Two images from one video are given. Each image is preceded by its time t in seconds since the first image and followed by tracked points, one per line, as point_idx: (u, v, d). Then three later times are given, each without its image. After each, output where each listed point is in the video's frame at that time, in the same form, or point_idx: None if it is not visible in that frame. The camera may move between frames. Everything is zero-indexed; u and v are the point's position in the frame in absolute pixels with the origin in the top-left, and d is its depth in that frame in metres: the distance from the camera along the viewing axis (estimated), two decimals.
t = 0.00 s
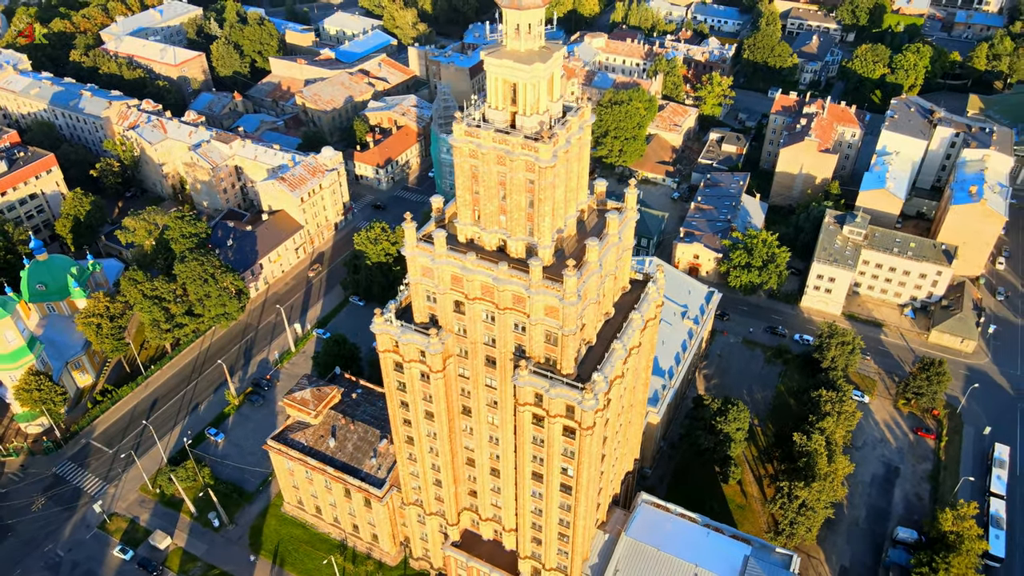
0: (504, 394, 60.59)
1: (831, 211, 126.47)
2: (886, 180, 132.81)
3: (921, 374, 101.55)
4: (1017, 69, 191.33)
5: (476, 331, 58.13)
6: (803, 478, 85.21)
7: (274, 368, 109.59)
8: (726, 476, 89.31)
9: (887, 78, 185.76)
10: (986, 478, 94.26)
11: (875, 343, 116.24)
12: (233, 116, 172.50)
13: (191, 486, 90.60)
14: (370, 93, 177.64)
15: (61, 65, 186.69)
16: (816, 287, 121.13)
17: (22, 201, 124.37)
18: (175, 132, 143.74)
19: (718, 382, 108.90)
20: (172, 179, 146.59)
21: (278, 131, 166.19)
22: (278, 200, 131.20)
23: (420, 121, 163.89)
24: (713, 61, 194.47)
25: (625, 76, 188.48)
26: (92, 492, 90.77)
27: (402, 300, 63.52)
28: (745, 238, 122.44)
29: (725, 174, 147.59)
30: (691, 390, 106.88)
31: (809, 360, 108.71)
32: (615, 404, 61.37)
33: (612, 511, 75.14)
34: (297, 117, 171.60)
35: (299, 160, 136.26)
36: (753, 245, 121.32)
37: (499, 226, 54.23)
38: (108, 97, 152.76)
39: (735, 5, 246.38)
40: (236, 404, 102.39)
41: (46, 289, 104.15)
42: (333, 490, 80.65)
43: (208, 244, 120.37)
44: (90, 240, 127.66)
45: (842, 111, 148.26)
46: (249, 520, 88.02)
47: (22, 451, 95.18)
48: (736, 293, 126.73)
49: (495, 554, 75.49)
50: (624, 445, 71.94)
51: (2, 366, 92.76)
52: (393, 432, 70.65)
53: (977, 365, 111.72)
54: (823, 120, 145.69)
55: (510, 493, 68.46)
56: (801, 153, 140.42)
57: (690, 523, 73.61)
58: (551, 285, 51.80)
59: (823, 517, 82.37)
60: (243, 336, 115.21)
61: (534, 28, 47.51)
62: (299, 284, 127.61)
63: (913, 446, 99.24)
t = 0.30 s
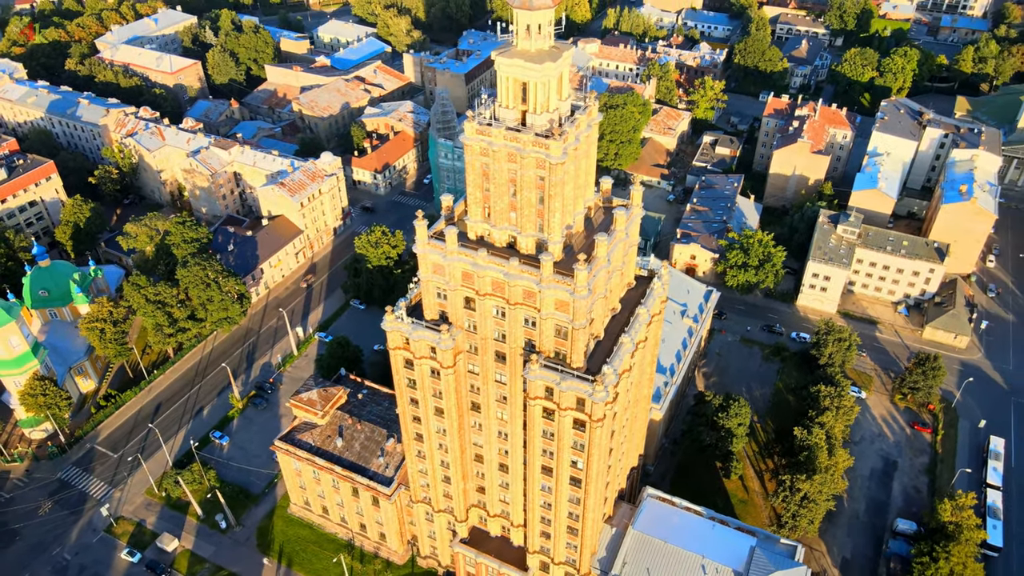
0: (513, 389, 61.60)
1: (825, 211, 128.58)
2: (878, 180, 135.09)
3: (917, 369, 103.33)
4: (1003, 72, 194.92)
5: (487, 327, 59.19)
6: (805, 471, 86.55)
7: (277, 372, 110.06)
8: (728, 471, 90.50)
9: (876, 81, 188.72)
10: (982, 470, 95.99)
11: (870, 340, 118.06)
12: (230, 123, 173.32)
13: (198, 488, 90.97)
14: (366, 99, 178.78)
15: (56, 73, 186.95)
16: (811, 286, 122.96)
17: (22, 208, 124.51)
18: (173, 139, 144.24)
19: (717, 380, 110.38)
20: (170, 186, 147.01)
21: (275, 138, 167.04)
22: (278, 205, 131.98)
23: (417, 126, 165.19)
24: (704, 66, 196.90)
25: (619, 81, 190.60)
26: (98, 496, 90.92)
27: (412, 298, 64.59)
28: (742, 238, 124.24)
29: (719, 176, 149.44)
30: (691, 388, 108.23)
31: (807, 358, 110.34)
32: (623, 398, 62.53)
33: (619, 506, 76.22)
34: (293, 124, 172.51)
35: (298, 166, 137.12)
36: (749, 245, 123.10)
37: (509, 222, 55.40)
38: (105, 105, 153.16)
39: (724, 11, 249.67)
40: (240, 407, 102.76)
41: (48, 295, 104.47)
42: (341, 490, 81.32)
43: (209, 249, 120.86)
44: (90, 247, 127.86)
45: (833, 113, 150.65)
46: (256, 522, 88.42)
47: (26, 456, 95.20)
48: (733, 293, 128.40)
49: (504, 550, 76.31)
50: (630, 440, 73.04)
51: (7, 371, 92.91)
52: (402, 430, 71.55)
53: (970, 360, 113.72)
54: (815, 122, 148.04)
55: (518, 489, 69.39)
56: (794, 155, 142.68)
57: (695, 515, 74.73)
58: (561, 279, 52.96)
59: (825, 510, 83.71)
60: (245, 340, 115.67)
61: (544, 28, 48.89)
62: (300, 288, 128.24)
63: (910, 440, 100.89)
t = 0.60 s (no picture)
0: (522, 384, 62.63)
1: (817, 211, 130.78)
2: (869, 180, 137.59)
3: (911, 364, 105.21)
4: (988, 75, 198.75)
5: (496, 323, 60.28)
6: (805, 465, 87.92)
7: (279, 376, 110.52)
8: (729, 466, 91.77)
9: (864, 84, 191.84)
10: (976, 462, 97.82)
11: (864, 337, 119.97)
12: (226, 131, 174.03)
13: (203, 491, 91.35)
14: (361, 106, 179.95)
15: (50, 83, 186.95)
16: (806, 284, 124.88)
17: (20, 216, 124.55)
18: (170, 146, 144.48)
19: (715, 377, 111.89)
20: (167, 194, 147.34)
21: (271, 145, 167.81)
22: (277, 211, 132.70)
23: (413, 132, 166.49)
24: (695, 71, 199.53)
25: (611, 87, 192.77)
26: (103, 500, 91.00)
27: (420, 296, 65.67)
28: (737, 239, 126.09)
29: (713, 178, 151.37)
30: (690, 386, 109.55)
31: (804, 355, 112.07)
32: (629, 391, 63.68)
33: (624, 500, 77.31)
34: (289, 131, 173.39)
35: (296, 171, 137.91)
36: (744, 245, 124.95)
37: (517, 220, 56.57)
38: (102, 114, 153.43)
39: (713, 17, 253.05)
40: (243, 411, 103.10)
41: (49, 301, 104.31)
42: (348, 489, 81.94)
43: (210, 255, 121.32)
44: (89, 254, 127.91)
45: (823, 115, 153.21)
46: (262, 524, 88.81)
47: (30, 462, 95.14)
48: (729, 293, 130.08)
49: (511, 546, 77.14)
50: (635, 434, 74.17)
51: (11, 377, 92.99)
52: (411, 427, 72.43)
53: (963, 355, 115.84)
54: (806, 124, 150.50)
55: (526, 484, 70.33)
56: (786, 157, 144.90)
57: (699, 509, 75.85)
58: (571, 274, 54.17)
59: (825, 502, 85.13)
60: (246, 345, 116.10)
61: (552, 29, 50.23)
62: (300, 293, 128.84)
63: (906, 434, 102.63)
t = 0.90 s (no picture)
0: (529, 379, 63.71)
1: (809, 211, 133.11)
2: (859, 180, 140.19)
3: (904, 359, 107.18)
4: (970, 77, 202.82)
5: (503, 319, 61.37)
6: (803, 458, 89.43)
7: (279, 380, 110.87)
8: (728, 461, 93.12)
9: (850, 87, 195.20)
10: (969, 453, 99.79)
11: (857, 334, 122.01)
12: (220, 138, 174.52)
13: (208, 494, 91.61)
14: (355, 112, 180.99)
15: (42, 92, 186.64)
16: (799, 283, 126.91)
17: (17, 224, 124.46)
18: (166, 154, 144.96)
19: (713, 375, 113.42)
20: (163, 201, 147.46)
21: (265, 151, 168.43)
22: (274, 216, 133.29)
23: (407, 138, 167.64)
24: (685, 75, 202.27)
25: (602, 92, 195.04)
26: (106, 505, 91.03)
27: (427, 295, 66.73)
28: (730, 239, 128.05)
29: (705, 180, 153.34)
30: (687, 384, 110.99)
31: (798, 352, 113.83)
32: (634, 385, 64.89)
33: (628, 495, 78.43)
34: (283, 137, 174.14)
35: (292, 177, 138.61)
36: (738, 244, 126.91)
37: (524, 217, 57.74)
38: (96, 122, 153.52)
39: (700, 23, 256.42)
40: (245, 415, 103.39)
41: (49, 308, 104.32)
42: (354, 489, 82.58)
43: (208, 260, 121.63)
44: (86, 262, 127.85)
45: (812, 117, 155.89)
46: (267, 525, 89.13)
47: (31, 469, 94.98)
48: (723, 292, 131.89)
49: (517, 541, 78.01)
50: (639, 428, 75.35)
51: (11, 383, 92.87)
52: (417, 425, 73.31)
53: (953, 350, 118.08)
54: (795, 126, 153.08)
55: (532, 479, 71.32)
56: (777, 158, 147.28)
57: (702, 502, 77.08)
58: (578, 269, 55.36)
59: (824, 494, 86.63)
60: (246, 349, 116.39)
61: (558, 30, 51.62)
62: (298, 298, 129.28)
63: (901, 428, 104.50)
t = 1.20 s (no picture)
0: (534, 375, 64.78)
1: (799, 211, 135.51)
2: (846, 181, 142.91)
3: (895, 354, 109.30)
4: (952, 80, 207.07)
5: (509, 316, 62.48)
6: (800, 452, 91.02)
7: (279, 384, 111.17)
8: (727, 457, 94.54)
9: (835, 90, 198.65)
10: (961, 445, 101.94)
11: (849, 331, 124.17)
12: (213, 146, 174.85)
13: (211, 498, 91.76)
14: (347, 119, 181.89)
15: (31, 102, 186.09)
16: (790, 282, 129.04)
17: (11, 233, 124.16)
18: (159, 162, 144.84)
19: (708, 373, 115.06)
20: (157, 209, 147.35)
21: (259, 159, 168.87)
22: (270, 222, 133.83)
23: (400, 144, 168.71)
24: (672, 80, 204.98)
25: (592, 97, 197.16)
26: (108, 511, 90.91)
27: (433, 294, 67.77)
28: (723, 239, 130.04)
29: (695, 182, 155.28)
30: (684, 382, 112.50)
31: (792, 349, 115.69)
32: (638, 379, 66.14)
33: (631, 490, 79.58)
34: (276, 145, 174.73)
35: (287, 183, 139.21)
36: (730, 245, 128.93)
37: (529, 215, 58.98)
38: (88, 131, 153.34)
39: (686, 29, 259.73)
40: (245, 419, 103.64)
41: (47, 315, 104.18)
42: (358, 490, 83.20)
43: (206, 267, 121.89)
44: (81, 270, 127.62)
45: (799, 120, 158.66)
46: (271, 528, 89.43)
47: (31, 477, 94.68)
48: (717, 292, 133.75)
49: (522, 538, 78.88)
50: (641, 423, 76.57)
51: (11, 391, 92.65)
52: (423, 423, 74.20)
53: (942, 345, 120.55)
54: (783, 128, 155.68)
55: (537, 475, 72.27)
56: (766, 160, 149.82)
57: (703, 495, 78.35)
58: (583, 265, 56.61)
59: (821, 486, 88.24)
60: (244, 355, 116.65)
61: (562, 31, 53.09)
62: (295, 303, 129.73)
63: (894, 421, 106.47)
